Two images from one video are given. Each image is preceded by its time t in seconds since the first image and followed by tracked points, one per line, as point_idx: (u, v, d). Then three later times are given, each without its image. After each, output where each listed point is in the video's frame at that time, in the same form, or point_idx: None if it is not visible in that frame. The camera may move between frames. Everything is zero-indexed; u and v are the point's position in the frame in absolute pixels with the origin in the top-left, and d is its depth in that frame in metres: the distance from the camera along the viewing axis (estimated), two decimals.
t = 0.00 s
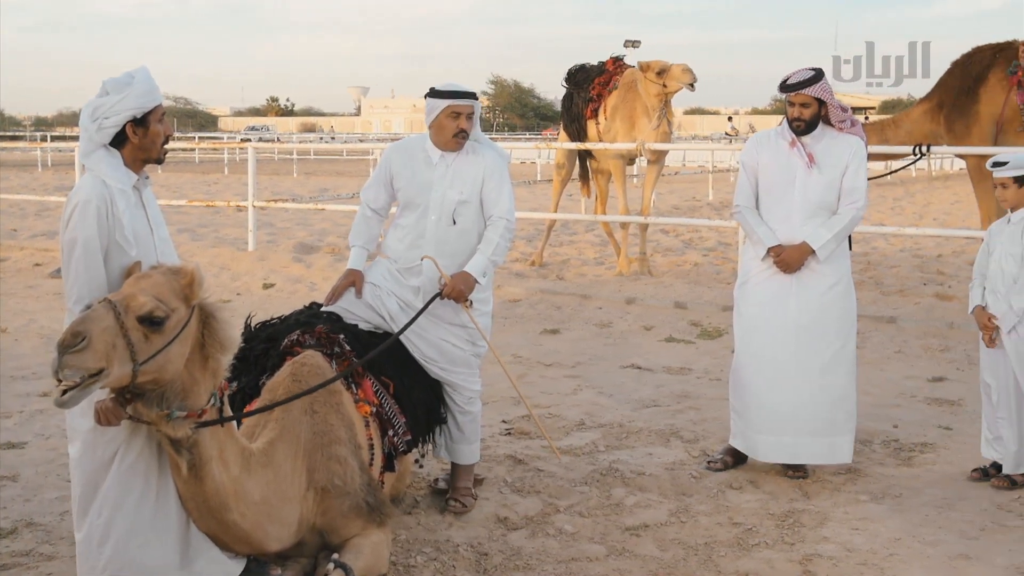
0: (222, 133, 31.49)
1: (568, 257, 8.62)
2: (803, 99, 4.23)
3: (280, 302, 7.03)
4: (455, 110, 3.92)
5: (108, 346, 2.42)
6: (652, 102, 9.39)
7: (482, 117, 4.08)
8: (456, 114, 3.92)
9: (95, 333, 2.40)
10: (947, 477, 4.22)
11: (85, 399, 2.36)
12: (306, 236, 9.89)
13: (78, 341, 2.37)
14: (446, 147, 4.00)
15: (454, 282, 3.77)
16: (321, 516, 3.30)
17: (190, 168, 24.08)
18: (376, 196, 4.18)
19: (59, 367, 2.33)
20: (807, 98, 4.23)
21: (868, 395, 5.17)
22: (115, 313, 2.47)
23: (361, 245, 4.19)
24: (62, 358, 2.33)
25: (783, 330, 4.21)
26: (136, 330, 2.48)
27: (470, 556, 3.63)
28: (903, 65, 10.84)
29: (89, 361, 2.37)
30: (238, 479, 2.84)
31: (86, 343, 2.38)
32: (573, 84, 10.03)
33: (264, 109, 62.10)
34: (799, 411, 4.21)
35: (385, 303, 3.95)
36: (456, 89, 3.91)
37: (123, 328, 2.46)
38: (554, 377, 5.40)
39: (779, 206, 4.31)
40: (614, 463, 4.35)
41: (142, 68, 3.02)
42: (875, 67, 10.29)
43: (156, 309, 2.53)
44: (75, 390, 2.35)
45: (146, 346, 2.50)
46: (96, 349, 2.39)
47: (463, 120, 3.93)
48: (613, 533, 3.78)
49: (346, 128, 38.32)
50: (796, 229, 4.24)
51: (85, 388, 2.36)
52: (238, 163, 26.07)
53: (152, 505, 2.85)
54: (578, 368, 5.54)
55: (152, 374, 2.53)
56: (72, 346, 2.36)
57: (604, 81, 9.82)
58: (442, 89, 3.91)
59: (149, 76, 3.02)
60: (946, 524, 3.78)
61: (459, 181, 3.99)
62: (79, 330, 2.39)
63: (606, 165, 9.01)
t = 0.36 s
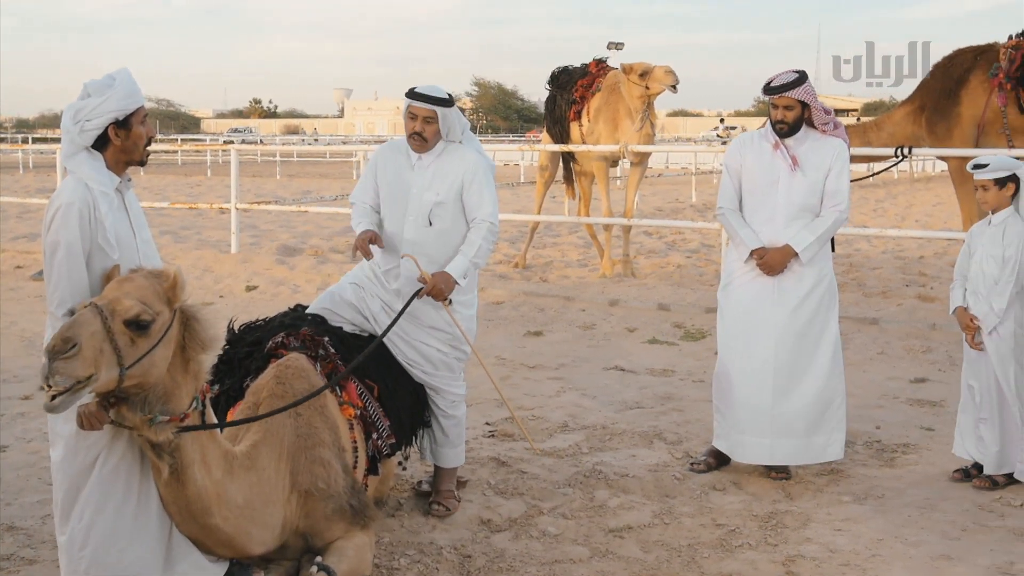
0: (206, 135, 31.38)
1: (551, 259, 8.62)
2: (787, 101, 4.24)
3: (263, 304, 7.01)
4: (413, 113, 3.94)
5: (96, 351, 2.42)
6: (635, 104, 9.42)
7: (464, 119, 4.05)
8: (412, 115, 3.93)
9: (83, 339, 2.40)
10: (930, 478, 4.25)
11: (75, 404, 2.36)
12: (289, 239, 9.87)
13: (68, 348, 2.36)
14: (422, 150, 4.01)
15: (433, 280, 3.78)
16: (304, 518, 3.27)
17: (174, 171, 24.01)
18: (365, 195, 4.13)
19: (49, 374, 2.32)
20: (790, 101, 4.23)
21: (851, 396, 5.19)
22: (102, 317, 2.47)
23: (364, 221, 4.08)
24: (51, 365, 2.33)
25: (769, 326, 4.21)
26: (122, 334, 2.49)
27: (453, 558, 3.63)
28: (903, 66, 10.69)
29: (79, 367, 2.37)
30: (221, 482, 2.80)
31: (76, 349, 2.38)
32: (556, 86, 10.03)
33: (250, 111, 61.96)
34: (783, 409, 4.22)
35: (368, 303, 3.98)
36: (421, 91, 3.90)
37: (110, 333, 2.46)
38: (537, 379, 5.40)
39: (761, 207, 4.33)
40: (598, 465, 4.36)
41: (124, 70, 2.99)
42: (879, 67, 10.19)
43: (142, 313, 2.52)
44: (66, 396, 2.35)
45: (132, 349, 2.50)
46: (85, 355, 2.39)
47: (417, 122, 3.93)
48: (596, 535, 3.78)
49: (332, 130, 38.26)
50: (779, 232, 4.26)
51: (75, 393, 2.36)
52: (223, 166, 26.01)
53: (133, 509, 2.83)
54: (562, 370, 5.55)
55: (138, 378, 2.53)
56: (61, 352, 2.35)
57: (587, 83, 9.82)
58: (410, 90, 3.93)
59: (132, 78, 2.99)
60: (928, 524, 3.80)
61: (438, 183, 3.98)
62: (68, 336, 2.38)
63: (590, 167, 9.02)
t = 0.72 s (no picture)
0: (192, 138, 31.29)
1: (535, 263, 8.62)
2: (771, 106, 4.24)
3: (246, 308, 7.00)
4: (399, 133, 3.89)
5: (83, 359, 2.40)
6: (619, 108, 9.44)
7: (449, 123, 4.02)
8: (400, 136, 3.88)
9: (71, 348, 2.38)
10: (913, 481, 4.26)
11: (64, 414, 2.35)
12: (273, 242, 9.85)
13: (56, 357, 2.34)
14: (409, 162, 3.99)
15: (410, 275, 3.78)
16: (288, 523, 3.26)
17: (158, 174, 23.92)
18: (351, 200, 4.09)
19: (38, 385, 2.30)
20: (774, 105, 4.24)
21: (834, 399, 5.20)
22: (89, 325, 2.46)
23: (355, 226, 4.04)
24: (41, 375, 2.31)
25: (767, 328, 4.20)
26: (108, 341, 2.47)
27: (438, 562, 3.62)
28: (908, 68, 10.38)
29: (67, 377, 2.35)
30: (205, 487, 2.78)
31: (64, 358, 2.36)
32: (540, 90, 10.03)
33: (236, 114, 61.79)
34: (776, 410, 4.23)
35: (353, 306, 3.99)
36: (404, 113, 3.83)
37: (97, 341, 2.44)
38: (522, 382, 5.40)
39: (745, 211, 4.34)
40: (582, 468, 4.36)
41: (113, 75, 2.96)
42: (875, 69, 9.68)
43: (129, 319, 2.51)
44: (56, 406, 2.34)
45: (119, 357, 2.48)
46: (73, 364, 2.38)
47: (406, 142, 3.89)
48: (581, 539, 3.78)
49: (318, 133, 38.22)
50: (764, 235, 4.27)
51: (64, 404, 2.34)
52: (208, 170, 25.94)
53: (117, 514, 2.81)
54: (546, 373, 5.55)
55: (123, 384, 2.52)
56: (50, 362, 2.33)
57: (570, 86, 9.83)
58: (398, 108, 3.86)
59: (121, 83, 2.96)
60: (911, 527, 3.81)
61: (425, 187, 3.98)
62: (56, 345, 2.36)
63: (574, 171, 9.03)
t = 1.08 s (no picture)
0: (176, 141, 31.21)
1: (519, 265, 8.63)
2: (755, 108, 4.26)
3: (229, 311, 6.98)
4: (396, 130, 3.87)
5: (68, 362, 2.39)
6: (603, 112, 9.46)
7: (434, 126, 4.03)
8: (394, 133, 3.86)
9: (56, 351, 2.37)
10: (896, 482, 4.28)
11: (51, 418, 2.33)
12: (257, 245, 9.82)
13: (42, 361, 2.33)
14: (397, 163, 3.97)
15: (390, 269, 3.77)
16: (270, 526, 3.24)
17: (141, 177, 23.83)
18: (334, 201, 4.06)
19: (25, 389, 2.28)
20: (759, 108, 4.26)
21: (817, 401, 5.22)
22: (72, 328, 2.44)
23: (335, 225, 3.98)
24: (28, 379, 2.29)
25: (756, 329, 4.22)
26: (92, 345, 2.46)
27: (421, 565, 3.61)
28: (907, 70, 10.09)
29: (54, 381, 2.33)
30: (186, 491, 2.76)
31: (50, 362, 2.34)
32: (523, 93, 10.05)
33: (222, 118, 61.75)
34: (763, 413, 4.23)
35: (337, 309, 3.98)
36: (399, 108, 3.84)
37: (80, 344, 2.43)
38: (505, 385, 5.39)
39: (730, 214, 4.35)
40: (566, 470, 4.36)
41: (101, 79, 2.93)
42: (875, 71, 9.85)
43: (111, 323, 2.49)
44: (43, 410, 2.31)
45: (101, 360, 2.47)
46: (59, 367, 2.36)
47: (402, 140, 3.87)
48: (564, 541, 3.78)
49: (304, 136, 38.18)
50: (748, 237, 4.28)
51: (51, 407, 2.32)
52: (191, 173, 25.86)
53: (97, 518, 2.79)
54: (530, 376, 5.55)
55: (106, 388, 2.50)
56: (36, 365, 2.31)
57: (553, 90, 9.84)
58: (392, 105, 3.85)
59: (109, 87, 2.94)
60: (893, 528, 3.82)
61: (410, 192, 3.98)
62: (41, 348, 2.34)
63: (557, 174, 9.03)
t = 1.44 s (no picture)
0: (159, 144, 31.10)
1: (502, 268, 8.62)
2: (738, 110, 4.28)
3: (211, 314, 6.95)
4: (393, 123, 3.90)
5: (52, 363, 2.37)
6: (592, 117, 9.53)
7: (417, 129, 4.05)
8: (393, 127, 3.89)
9: (41, 352, 2.35)
10: (878, 484, 4.30)
11: (35, 418, 2.31)
12: (239, 249, 9.79)
13: (26, 361, 2.31)
14: (385, 160, 3.98)
15: (369, 271, 3.79)
16: (252, 530, 3.22)
17: (123, 180, 23.74)
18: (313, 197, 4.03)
19: (9, 390, 2.27)
20: (741, 109, 4.27)
21: (800, 403, 5.24)
22: (56, 330, 2.42)
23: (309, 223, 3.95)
24: (12, 380, 2.28)
25: (740, 334, 4.21)
26: (76, 347, 2.45)
27: (404, 568, 3.61)
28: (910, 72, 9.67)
29: (38, 382, 2.32)
30: (168, 495, 2.75)
31: (35, 363, 2.33)
32: (506, 95, 10.05)
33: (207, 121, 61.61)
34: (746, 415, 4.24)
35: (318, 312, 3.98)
36: (395, 102, 3.89)
37: (65, 346, 2.42)
38: (488, 388, 5.39)
39: (712, 217, 4.36)
40: (549, 473, 4.37)
41: (76, 80, 2.92)
42: (872, 69, 9.88)
43: (96, 325, 2.48)
44: (28, 411, 2.30)
45: (85, 362, 2.46)
46: (43, 367, 2.34)
47: (400, 134, 3.91)
48: (548, 544, 3.78)
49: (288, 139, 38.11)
50: (731, 239, 4.29)
51: (35, 408, 2.30)
52: (174, 176, 25.79)
53: (80, 525, 2.77)
54: (513, 379, 5.55)
55: (88, 391, 2.49)
56: (21, 366, 2.30)
57: (536, 92, 9.86)
58: (380, 101, 3.89)
59: (86, 89, 2.93)
60: (875, 529, 3.84)
61: (392, 194, 3.98)
62: (25, 349, 2.33)
63: (540, 176, 9.04)
